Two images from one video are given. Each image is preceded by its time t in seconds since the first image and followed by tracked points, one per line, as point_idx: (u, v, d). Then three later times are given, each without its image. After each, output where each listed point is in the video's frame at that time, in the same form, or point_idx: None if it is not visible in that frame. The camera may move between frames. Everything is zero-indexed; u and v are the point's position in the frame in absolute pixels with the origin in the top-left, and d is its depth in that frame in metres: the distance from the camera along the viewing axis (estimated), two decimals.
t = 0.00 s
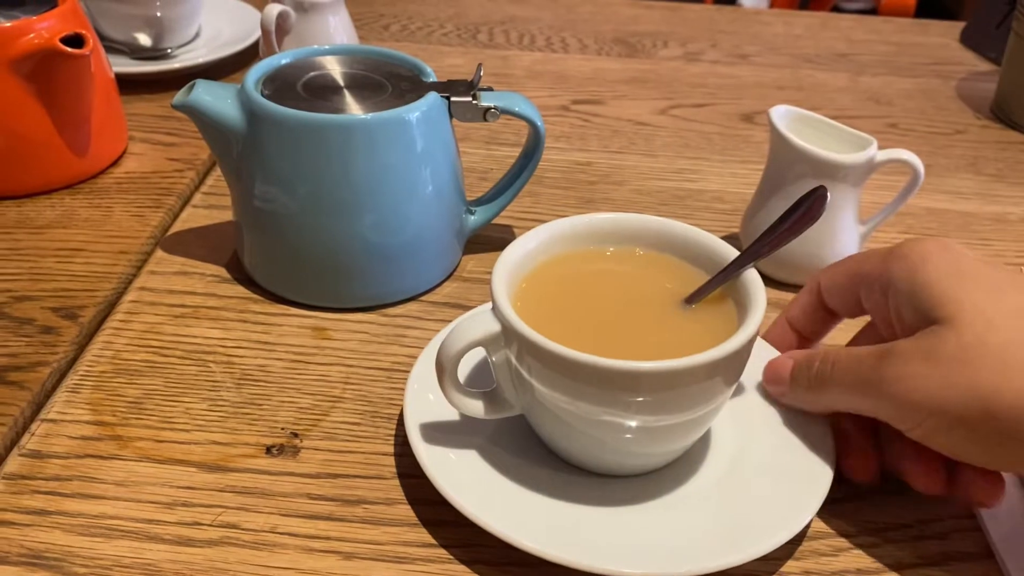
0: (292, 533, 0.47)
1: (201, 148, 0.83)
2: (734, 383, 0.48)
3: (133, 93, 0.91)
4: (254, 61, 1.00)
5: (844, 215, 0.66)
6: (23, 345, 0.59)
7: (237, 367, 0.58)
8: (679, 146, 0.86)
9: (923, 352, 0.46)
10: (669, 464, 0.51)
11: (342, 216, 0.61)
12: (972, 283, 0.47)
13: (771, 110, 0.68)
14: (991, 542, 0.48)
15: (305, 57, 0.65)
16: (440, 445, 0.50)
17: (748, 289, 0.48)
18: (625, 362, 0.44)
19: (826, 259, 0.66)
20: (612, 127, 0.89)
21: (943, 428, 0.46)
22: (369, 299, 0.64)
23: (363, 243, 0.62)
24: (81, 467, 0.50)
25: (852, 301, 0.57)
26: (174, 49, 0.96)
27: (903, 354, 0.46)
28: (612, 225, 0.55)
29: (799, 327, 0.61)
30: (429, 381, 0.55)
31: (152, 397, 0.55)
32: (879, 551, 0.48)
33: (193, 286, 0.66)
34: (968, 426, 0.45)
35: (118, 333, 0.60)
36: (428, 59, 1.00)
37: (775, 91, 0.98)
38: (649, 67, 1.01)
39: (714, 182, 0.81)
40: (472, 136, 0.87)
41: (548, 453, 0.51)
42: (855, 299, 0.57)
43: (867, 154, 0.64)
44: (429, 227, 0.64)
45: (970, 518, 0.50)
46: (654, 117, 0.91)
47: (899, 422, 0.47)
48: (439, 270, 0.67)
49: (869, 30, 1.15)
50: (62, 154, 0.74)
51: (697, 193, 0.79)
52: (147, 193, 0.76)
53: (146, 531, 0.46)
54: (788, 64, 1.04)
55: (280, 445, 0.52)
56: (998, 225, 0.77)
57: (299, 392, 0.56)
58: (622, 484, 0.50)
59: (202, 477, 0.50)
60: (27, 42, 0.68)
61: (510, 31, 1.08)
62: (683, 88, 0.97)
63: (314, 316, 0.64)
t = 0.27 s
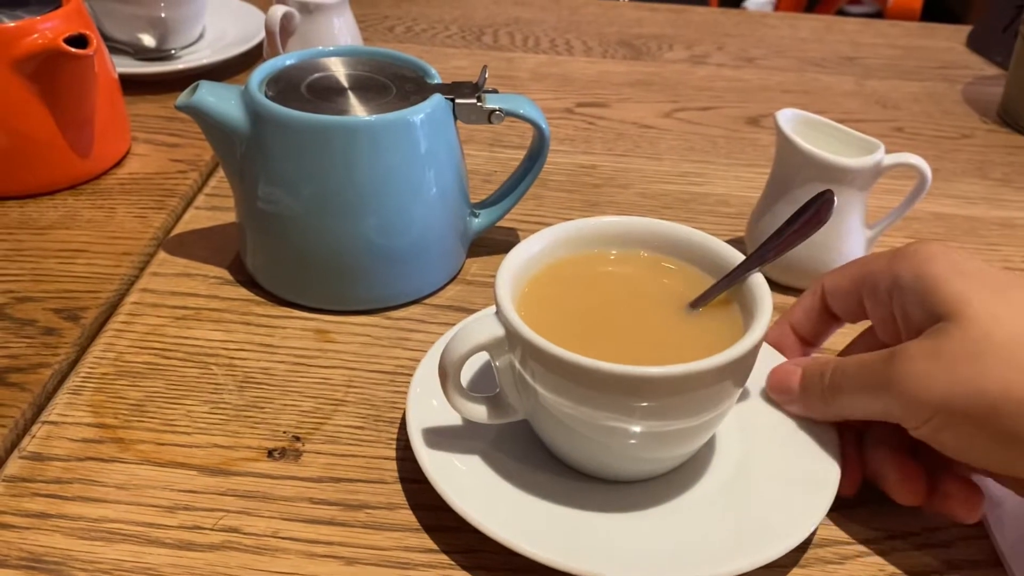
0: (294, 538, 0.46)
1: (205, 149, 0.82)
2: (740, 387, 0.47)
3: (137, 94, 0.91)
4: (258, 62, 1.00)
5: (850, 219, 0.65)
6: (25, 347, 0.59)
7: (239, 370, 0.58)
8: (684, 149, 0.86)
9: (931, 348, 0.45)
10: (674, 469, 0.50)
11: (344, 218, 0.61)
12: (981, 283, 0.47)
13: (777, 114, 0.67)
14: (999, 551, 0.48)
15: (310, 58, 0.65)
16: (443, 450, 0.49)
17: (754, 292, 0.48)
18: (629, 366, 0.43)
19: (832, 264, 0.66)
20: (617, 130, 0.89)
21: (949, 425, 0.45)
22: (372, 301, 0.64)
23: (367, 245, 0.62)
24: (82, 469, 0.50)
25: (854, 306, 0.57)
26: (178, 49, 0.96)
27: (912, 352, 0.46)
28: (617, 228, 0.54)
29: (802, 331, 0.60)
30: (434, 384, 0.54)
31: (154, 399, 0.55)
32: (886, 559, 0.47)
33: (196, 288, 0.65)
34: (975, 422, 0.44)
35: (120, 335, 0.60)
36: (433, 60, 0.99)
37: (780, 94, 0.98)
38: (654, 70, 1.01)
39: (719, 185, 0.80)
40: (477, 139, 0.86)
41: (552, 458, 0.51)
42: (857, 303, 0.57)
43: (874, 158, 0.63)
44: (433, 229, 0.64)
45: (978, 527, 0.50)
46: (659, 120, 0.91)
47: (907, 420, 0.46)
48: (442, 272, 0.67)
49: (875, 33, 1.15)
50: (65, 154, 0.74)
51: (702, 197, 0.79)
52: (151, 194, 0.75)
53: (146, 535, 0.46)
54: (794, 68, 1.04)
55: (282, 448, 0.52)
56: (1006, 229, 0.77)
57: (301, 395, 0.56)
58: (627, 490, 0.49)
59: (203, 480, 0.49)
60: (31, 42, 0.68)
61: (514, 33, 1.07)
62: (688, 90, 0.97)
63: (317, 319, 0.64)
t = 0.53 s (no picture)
0: (307, 543, 0.46)
1: (216, 152, 0.82)
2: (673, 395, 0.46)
3: (148, 97, 0.91)
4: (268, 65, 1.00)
5: (865, 225, 0.65)
6: (37, 350, 0.59)
7: (251, 374, 0.58)
8: (696, 153, 0.86)
9: (878, 353, 0.44)
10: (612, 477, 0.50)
11: (357, 223, 0.61)
12: (929, 285, 0.46)
13: (790, 120, 0.67)
14: (1017, 561, 0.47)
15: (323, 62, 0.65)
16: (371, 457, 0.48)
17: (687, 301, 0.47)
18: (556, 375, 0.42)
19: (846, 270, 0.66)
20: (628, 134, 0.89)
21: (891, 431, 0.44)
22: (384, 306, 0.64)
23: (379, 250, 0.62)
24: (95, 473, 0.50)
25: (802, 316, 0.57)
26: (190, 53, 0.96)
27: (858, 357, 0.45)
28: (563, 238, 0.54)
29: (752, 341, 0.59)
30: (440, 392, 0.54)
31: (166, 403, 0.55)
32: (902, 569, 0.47)
33: (207, 291, 0.65)
34: (916, 428, 0.43)
35: (132, 338, 0.60)
36: (443, 64, 0.99)
37: (791, 99, 0.97)
38: (664, 74, 1.01)
39: (731, 191, 0.80)
40: (488, 143, 0.86)
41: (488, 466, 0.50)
42: (805, 315, 0.56)
43: (888, 163, 0.63)
44: (445, 235, 0.64)
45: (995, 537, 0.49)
46: (670, 124, 0.91)
47: (851, 426, 0.46)
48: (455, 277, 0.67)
49: (885, 38, 1.14)
50: (77, 157, 0.74)
51: (713, 202, 0.78)
52: (162, 197, 0.75)
53: (159, 539, 0.46)
54: (804, 73, 1.04)
55: (295, 453, 0.52)
56: (1019, 236, 0.76)
57: (314, 400, 0.56)
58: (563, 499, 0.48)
59: (216, 485, 0.49)
60: (44, 45, 0.68)
61: (525, 37, 1.07)
62: (699, 95, 0.97)
63: (329, 323, 0.64)
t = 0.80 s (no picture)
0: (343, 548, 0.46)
1: (240, 153, 0.82)
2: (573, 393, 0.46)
3: (170, 97, 0.91)
4: (290, 66, 1.00)
5: (896, 230, 0.64)
6: (66, 351, 0.59)
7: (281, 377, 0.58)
8: (720, 156, 0.85)
9: (788, 351, 0.45)
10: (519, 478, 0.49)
11: (387, 227, 0.60)
12: (834, 286, 0.47)
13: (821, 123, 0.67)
14: None
15: (352, 64, 0.65)
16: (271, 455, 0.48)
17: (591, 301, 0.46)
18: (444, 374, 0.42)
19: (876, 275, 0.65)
20: (651, 137, 0.88)
21: (802, 433, 0.45)
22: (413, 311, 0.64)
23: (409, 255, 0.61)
24: (127, 475, 0.50)
25: (724, 318, 0.56)
26: (211, 53, 0.96)
27: (768, 356, 0.46)
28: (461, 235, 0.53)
29: (675, 344, 0.59)
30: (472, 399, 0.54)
31: (197, 406, 0.55)
32: None
33: (235, 293, 0.65)
34: (822, 428, 0.44)
35: (160, 340, 0.60)
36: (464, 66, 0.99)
37: (814, 102, 0.97)
38: (686, 77, 1.00)
39: (757, 194, 0.80)
40: (511, 145, 0.86)
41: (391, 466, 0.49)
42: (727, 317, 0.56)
43: (921, 168, 0.62)
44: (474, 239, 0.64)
45: None
46: (694, 127, 0.90)
47: (760, 425, 0.46)
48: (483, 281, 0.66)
49: (907, 41, 1.14)
50: (102, 157, 0.74)
51: (740, 206, 0.78)
52: (187, 198, 0.75)
53: (193, 543, 0.46)
54: (827, 75, 1.03)
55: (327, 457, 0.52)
56: None
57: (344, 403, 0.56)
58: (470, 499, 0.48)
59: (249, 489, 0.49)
60: (71, 46, 0.69)
61: (545, 39, 1.07)
62: (721, 97, 0.96)
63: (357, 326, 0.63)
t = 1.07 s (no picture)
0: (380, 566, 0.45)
1: (265, 158, 0.81)
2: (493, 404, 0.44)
3: (194, 101, 0.90)
4: (313, 70, 0.99)
5: (935, 244, 0.63)
6: (93, 359, 0.58)
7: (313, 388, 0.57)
8: (750, 164, 0.84)
9: (711, 362, 0.45)
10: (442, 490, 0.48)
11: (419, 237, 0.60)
12: (768, 299, 0.47)
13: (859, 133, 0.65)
14: None
15: (385, 70, 0.64)
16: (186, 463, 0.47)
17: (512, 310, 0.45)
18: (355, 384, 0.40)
19: (914, 289, 0.64)
20: (679, 144, 0.87)
21: (733, 445, 0.45)
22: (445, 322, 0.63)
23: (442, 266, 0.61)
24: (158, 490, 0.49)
25: (664, 328, 0.56)
26: (235, 57, 0.95)
27: (693, 366, 0.46)
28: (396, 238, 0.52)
29: (617, 353, 0.58)
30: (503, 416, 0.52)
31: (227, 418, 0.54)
32: None
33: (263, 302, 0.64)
34: (743, 440, 0.44)
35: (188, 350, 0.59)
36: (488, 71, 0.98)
37: (843, 109, 0.96)
38: (712, 83, 0.99)
39: (788, 203, 0.78)
40: (537, 151, 0.85)
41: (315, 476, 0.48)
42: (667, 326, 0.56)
43: (962, 180, 0.61)
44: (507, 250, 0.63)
45: None
46: (722, 134, 0.89)
47: (687, 437, 0.46)
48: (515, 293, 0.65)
49: (935, 47, 1.12)
50: (127, 162, 0.74)
51: (772, 215, 0.77)
52: (213, 204, 0.75)
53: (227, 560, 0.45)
54: (854, 82, 1.02)
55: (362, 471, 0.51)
56: None
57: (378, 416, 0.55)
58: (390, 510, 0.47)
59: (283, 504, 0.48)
60: (98, 50, 0.68)
61: (569, 43, 1.06)
62: (749, 104, 0.95)
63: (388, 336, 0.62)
